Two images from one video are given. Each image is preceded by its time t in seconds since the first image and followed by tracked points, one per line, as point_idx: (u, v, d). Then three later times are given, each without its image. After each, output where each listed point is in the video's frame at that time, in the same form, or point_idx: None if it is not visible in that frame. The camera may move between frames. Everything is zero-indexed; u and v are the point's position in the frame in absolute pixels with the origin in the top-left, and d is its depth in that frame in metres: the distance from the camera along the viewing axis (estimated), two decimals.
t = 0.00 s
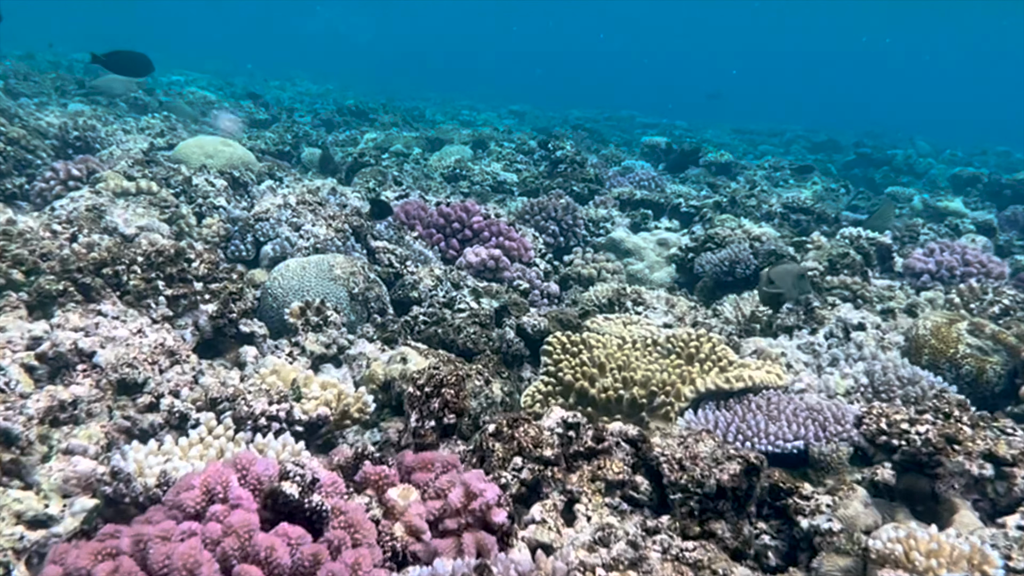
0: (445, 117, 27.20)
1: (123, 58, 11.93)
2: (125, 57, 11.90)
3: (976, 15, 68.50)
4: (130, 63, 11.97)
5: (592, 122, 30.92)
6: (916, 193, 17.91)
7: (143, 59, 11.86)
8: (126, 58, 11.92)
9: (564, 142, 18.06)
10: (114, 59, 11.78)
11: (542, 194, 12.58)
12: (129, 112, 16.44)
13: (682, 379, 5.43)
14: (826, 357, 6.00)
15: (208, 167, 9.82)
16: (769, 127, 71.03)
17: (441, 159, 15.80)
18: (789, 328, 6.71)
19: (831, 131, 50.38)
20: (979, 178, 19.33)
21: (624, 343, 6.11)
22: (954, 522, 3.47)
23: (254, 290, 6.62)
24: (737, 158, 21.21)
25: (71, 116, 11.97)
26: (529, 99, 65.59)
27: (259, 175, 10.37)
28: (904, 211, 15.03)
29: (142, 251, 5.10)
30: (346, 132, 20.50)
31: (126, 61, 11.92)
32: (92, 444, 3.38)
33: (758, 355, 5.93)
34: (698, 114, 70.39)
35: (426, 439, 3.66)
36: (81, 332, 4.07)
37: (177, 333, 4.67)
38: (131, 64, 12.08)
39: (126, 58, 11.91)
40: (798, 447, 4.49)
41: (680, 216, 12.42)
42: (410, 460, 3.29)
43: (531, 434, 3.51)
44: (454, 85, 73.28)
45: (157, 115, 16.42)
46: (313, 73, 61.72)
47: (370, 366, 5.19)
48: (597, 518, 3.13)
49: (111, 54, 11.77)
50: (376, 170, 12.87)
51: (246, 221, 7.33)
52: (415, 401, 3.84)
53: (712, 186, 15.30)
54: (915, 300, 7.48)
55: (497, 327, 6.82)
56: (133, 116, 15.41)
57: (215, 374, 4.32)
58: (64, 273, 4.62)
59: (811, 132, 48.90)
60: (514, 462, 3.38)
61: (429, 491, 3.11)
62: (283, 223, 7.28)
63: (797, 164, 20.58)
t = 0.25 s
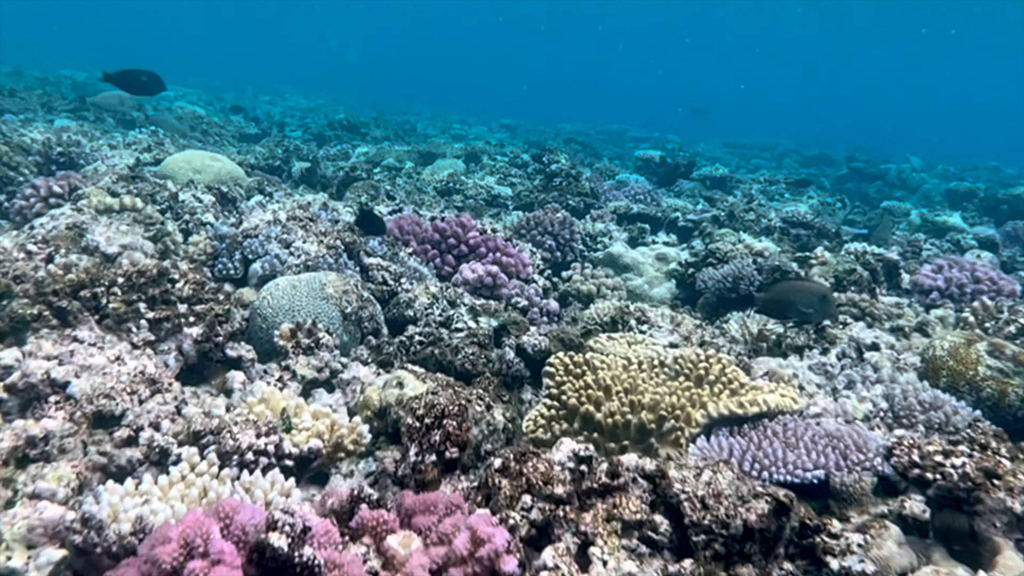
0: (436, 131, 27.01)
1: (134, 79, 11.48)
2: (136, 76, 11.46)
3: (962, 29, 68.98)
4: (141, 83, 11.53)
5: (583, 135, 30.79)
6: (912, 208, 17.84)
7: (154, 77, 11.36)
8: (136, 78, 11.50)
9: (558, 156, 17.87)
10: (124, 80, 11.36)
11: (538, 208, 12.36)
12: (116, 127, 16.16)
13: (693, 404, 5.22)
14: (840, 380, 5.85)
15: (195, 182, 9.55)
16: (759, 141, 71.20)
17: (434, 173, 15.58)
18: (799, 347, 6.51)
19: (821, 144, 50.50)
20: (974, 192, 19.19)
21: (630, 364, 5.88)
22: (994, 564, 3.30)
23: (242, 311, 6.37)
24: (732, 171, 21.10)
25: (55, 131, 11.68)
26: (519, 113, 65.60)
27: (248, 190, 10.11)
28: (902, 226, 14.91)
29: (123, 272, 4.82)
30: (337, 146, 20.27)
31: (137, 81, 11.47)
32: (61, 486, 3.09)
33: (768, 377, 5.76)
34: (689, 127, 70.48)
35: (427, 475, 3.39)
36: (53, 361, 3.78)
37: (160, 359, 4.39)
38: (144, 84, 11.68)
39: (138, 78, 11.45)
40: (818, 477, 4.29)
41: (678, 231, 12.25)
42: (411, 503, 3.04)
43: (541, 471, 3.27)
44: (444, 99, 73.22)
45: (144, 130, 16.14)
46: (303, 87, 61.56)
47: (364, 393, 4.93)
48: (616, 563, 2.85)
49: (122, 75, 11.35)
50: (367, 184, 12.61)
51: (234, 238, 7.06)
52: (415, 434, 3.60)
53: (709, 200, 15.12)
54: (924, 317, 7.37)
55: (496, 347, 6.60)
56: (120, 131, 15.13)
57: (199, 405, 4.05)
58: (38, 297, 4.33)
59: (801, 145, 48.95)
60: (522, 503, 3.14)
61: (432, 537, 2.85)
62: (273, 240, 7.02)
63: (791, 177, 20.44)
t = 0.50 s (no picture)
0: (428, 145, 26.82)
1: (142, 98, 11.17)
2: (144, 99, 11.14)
3: (950, 42, 69.33)
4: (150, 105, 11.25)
5: (575, 149, 30.65)
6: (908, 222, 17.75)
7: (166, 95, 10.90)
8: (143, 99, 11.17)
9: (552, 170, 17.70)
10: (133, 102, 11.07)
11: (533, 222, 12.16)
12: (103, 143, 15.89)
13: (704, 431, 5.01)
14: (855, 404, 5.70)
15: (183, 199, 9.30)
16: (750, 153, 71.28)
17: (426, 187, 15.37)
18: (809, 368, 6.38)
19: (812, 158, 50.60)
20: (970, 208, 19.10)
21: (635, 386, 5.64)
22: None
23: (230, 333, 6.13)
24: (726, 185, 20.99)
25: (39, 148, 11.41)
26: (510, 126, 65.51)
27: (237, 206, 9.86)
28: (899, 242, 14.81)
29: (101, 296, 4.56)
30: (328, 160, 20.04)
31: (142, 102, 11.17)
32: (27, 537, 2.81)
33: (779, 401, 5.63)
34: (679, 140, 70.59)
35: (426, 517, 3.21)
36: (24, 395, 3.52)
37: (140, 388, 4.14)
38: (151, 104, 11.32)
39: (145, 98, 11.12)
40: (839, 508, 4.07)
41: (676, 246, 12.09)
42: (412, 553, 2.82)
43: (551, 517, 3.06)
44: (435, 112, 73.06)
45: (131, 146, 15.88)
46: (293, 100, 61.34)
47: (358, 421, 4.68)
48: None
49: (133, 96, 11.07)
50: (359, 199, 12.37)
51: (221, 256, 6.82)
52: (415, 472, 3.38)
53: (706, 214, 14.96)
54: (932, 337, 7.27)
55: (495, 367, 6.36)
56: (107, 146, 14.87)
57: (182, 438, 3.80)
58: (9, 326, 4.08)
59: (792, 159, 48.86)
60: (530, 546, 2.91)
61: None
62: (262, 258, 6.78)
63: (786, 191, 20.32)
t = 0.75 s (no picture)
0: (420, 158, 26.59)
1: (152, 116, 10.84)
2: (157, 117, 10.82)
3: (939, 55, 69.59)
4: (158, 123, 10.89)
5: (567, 161, 30.47)
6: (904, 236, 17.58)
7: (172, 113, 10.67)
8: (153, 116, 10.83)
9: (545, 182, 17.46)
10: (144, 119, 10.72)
11: (528, 236, 11.90)
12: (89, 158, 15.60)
13: (715, 459, 4.73)
14: (873, 432, 5.40)
15: (167, 215, 9.01)
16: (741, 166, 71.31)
17: (418, 200, 15.10)
18: (820, 391, 6.12)
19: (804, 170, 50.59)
20: (965, 222, 18.93)
21: (641, 412, 5.36)
22: None
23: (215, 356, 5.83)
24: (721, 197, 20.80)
25: (20, 162, 11.10)
26: (502, 138, 65.41)
27: (223, 221, 9.59)
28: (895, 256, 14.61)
29: (73, 322, 4.27)
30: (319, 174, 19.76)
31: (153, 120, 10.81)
32: None
33: (793, 426, 5.37)
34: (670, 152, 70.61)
35: (424, 566, 2.99)
36: None
37: (112, 420, 3.84)
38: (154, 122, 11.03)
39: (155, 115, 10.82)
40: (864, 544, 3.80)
41: (673, 260, 11.86)
42: None
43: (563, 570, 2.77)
44: (427, 125, 72.94)
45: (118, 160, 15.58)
46: (284, 114, 61.13)
47: (350, 451, 4.39)
48: None
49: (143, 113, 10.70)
50: (351, 213, 12.09)
51: (205, 275, 6.53)
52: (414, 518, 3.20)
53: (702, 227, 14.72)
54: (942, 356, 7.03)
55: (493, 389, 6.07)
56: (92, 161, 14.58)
57: (155, 477, 3.50)
58: None
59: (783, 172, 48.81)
60: None
61: None
62: (247, 276, 6.48)
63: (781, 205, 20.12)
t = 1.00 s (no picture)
0: (414, 167, 26.39)
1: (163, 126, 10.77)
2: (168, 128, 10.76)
3: (933, 63, 69.62)
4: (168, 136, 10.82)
5: (562, 170, 30.28)
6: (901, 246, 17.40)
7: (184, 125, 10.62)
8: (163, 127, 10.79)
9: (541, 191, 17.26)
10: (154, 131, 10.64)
11: (524, 245, 11.68)
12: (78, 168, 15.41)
13: (724, 482, 4.51)
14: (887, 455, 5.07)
15: (154, 226, 8.80)
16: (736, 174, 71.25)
17: (412, 209, 14.89)
18: (828, 407, 5.84)
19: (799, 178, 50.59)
20: (959, 231, 18.70)
21: (646, 430, 5.13)
22: None
23: (201, 373, 5.61)
24: (717, 206, 20.64)
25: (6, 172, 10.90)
26: (496, 147, 65.26)
27: (211, 232, 9.41)
28: (894, 266, 14.41)
29: (45, 341, 4.05)
30: (312, 183, 19.55)
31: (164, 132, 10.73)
32: None
33: (803, 444, 5.14)
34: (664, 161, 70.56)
35: None
36: None
37: (87, 446, 3.61)
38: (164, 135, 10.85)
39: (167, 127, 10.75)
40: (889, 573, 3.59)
41: (671, 270, 11.66)
42: None
43: None
44: (421, 135, 72.80)
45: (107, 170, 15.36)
46: (278, 123, 60.96)
47: (340, 476, 4.15)
48: None
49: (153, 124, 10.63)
50: (343, 222, 11.88)
51: (191, 288, 6.31)
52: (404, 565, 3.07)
53: (700, 235, 14.52)
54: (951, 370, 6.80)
55: (491, 407, 5.84)
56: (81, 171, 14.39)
57: (129, 508, 3.27)
58: None
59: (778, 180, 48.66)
60: None
61: None
62: (235, 289, 6.27)
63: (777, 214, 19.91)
